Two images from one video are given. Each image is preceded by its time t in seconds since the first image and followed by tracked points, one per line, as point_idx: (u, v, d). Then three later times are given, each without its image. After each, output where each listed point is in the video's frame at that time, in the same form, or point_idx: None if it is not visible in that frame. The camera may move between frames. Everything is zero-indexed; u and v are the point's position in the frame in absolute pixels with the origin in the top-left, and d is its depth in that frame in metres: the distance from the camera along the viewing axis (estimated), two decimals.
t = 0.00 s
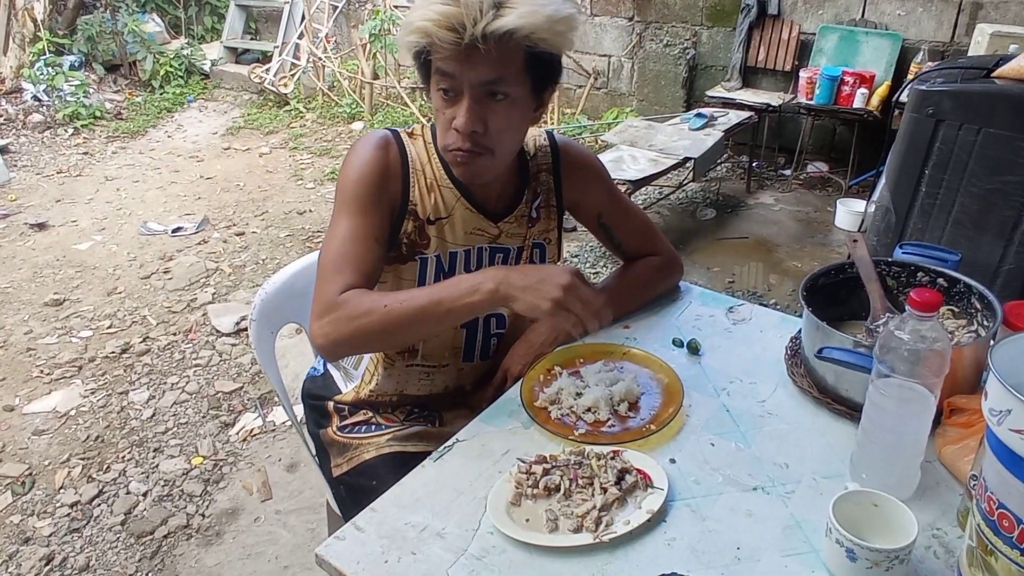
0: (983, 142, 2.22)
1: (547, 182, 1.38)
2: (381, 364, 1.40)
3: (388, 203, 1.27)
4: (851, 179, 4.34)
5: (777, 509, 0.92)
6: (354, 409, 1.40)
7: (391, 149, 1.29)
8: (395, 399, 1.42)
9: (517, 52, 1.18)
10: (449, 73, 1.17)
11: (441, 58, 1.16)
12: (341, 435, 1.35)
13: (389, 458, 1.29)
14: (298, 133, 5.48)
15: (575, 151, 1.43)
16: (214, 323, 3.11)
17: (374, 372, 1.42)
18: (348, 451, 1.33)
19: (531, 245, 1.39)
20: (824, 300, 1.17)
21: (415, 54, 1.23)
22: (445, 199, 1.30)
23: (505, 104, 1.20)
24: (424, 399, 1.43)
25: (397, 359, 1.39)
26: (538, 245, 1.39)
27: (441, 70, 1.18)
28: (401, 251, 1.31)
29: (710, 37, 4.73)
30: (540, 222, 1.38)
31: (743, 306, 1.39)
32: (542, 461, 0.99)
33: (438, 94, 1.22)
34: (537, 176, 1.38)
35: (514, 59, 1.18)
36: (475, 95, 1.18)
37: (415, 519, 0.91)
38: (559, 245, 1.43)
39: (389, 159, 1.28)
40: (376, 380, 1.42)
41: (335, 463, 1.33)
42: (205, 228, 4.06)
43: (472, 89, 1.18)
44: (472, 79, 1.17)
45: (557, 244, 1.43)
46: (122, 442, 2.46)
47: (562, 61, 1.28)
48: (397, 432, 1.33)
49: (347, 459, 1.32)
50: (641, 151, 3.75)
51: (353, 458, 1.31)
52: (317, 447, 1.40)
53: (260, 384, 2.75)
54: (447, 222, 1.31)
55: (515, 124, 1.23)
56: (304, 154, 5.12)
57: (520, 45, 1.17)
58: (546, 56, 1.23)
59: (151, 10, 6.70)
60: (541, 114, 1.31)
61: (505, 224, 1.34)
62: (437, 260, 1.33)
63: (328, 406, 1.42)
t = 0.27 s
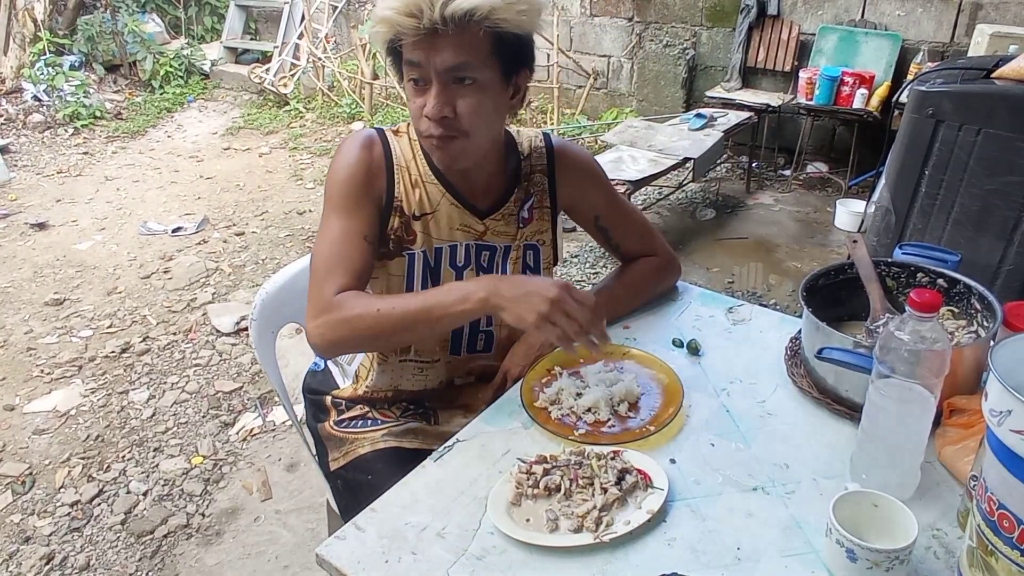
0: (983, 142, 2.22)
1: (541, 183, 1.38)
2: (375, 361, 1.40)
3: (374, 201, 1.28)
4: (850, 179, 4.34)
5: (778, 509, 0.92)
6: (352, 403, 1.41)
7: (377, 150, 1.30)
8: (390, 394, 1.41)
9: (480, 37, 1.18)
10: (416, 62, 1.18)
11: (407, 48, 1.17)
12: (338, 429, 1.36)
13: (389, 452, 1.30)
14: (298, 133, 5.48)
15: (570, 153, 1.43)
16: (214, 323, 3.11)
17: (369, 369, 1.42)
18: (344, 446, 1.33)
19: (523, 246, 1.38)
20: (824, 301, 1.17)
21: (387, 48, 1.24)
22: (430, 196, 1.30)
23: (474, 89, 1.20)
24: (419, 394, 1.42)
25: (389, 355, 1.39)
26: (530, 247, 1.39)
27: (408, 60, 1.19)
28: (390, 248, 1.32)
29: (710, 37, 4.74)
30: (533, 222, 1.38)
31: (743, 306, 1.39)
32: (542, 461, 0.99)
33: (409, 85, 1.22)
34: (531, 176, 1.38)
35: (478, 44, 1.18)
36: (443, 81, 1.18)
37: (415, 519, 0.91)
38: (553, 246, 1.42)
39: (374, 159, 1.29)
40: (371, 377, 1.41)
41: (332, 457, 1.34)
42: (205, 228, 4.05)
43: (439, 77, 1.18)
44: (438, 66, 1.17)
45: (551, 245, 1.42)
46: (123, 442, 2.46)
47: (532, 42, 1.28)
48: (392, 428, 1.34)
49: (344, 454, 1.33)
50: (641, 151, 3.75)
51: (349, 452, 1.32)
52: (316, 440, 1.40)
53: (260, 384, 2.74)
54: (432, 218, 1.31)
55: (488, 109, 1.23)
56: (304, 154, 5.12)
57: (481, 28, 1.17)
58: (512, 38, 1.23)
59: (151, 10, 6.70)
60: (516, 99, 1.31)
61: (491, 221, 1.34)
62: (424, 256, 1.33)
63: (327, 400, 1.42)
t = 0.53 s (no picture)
0: (985, 143, 2.22)
1: (534, 182, 1.39)
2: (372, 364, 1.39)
3: (362, 204, 1.28)
4: (852, 180, 4.33)
5: (778, 510, 0.92)
6: (350, 409, 1.41)
7: (363, 152, 1.30)
8: (387, 397, 1.41)
9: (478, 19, 1.19)
10: (413, 46, 1.18)
11: (405, 34, 1.17)
12: (337, 435, 1.36)
13: (388, 459, 1.30)
14: (299, 132, 5.48)
15: (563, 152, 1.43)
16: (215, 322, 3.11)
17: (365, 372, 1.41)
18: (344, 451, 1.34)
19: (514, 244, 1.38)
20: (825, 302, 1.17)
21: (379, 37, 1.24)
22: (420, 194, 1.30)
23: (474, 71, 1.20)
24: (415, 395, 1.42)
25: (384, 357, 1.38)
26: (521, 245, 1.39)
27: (405, 46, 1.19)
28: (380, 249, 1.32)
29: (711, 37, 4.73)
30: (525, 221, 1.39)
31: (744, 307, 1.38)
32: (543, 461, 0.99)
33: (405, 74, 1.21)
34: (523, 175, 1.38)
35: (476, 26, 1.19)
36: (442, 64, 1.19)
37: (416, 519, 0.92)
38: (545, 245, 1.42)
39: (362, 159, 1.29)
40: (368, 380, 1.41)
41: (332, 462, 1.34)
42: (206, 227, 4.05)
43: (439, 59, 1.18)
44: (438, 48, 1.17)
45: (543, 243, 1.42)
46: (123, 440, 2.46)
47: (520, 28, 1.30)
48: (390, 432, 1.34)
49: (343, 460, 1.33)
50: (642, 151, 3.75)
51: (349, 458, 1.32)
52: (315, 445, 1.39)
53: (260, 383, 2.74)
54: (422, 217, 1.31)
55: (486, 92, 1.23)
56: (305, 153, 5.12)
57: (478, 9, 1.19)
58: (505, 21, 1.24)
59: (152, 9, 6.70)
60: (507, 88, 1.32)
61: (483, 218, 1.34)
62: (414, 255, 1.33)
63: (324, 407, 1.42)
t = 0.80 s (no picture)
0: (986, 144, 2.22)
1: (533, 182, 1.38)
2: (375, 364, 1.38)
3: (357, 206, 1.29)
4: (852, 181, 4.33)
5: (778, 511, 0.92)
6: (352, 403, 1.41)
7: (355, 154, 1.30)
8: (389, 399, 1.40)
9: (458, 15, 1.19)
10: (395, 44, 1.18)
11: (387, 33, 1.18)
12: (340, 430, 1.36)
13: (394, 451, 1.30)
14: (299, 131, 5.47)
15: (564, 152, 1.43)
16: (214, 320, 3.11)
17: (369, 371, 1.40)
18: (346, 446, 1.34)
19: (514, 245, 1.38)
20: (825, 303, 1.17)
21: (368, 36, 1.26)
22: (413, 194, 1.30)
23: (454, 67, 1.19)
24: (418, 395, 1.41)
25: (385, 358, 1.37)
26: (522, 246, 1.39)
27: (388, 45, 1.19)
28: (372, 251, 1.32)
29: (712, 38, 4.73)
30: (525, 221, 1.38)
31: (744, 308, 1.38)
32: (542, 461, 0.99)
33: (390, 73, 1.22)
34: (523, 174, 1.37)
35: (456, 22, 1.18)
36: (422, 61, 1.18)
37: (415, 518, 0.91)
38: (547, 245, 1.42)
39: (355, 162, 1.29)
40: (372, 379, 1.40)
41: (335, 457, 1.35)
42: (206, 225, 4.05)
43: (419, 57, 1.18)
44: (418, 45, 1.17)
45: (545, 243, 1.41)
46: (123, 438, 2.46)
47: (511, 21, 1.28)
48: (393, 428, 1.34)
49: (346, 455, 1.33)
50: (643, 151, 3.74)
51: (350, 453, 1.33)
52: (317, 441, 1.40)
53: (260, 381, 2.74)
54: (416, 218, 1.31)
55: (470, 89, 1.22)
56: (304, 152, 5.12)
57: (458, 5, 1.18)
58: (490, 16, 1.23)
59: (153, 7, 6.69)
60: (497, 84, 1.31)
61: (478, 218, 1.34)
62: (409, 256, 1.33)
63: (326, 401, 1.42)
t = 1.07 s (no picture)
0: (986, 147, 2.22)
1: (538, 183, 1.39)
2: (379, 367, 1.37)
3: (346, 207, 1.29)
4: (852, 183, 4.33)
5: (778, 513, 0.92)
6: (351, 406, 1.40)
7: (359, 154, 1.30)
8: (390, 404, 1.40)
9: (454, 19, 1.18)
10: (391, 49, 1.19)
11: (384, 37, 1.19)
12: (338, 432, 1.36)
13: (394, 457, 1.30)
14: (299, 131, 5.48)
15: (568, 153, 1.42)
16: (214, 320, 3.11)
17: (371, 375, 1.39)
18: (344, 449, 1.34)
19: (519, 247, 1.38)
20: (825, 305, 1.17)
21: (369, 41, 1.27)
22: (417, 199, 1.30)
23: (450, 71, 1.19)
24: (418, 399, 1.41)
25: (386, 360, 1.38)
26: (528, 248, 1.39)
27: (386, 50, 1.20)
28: (372, 254, 1.32)
29: (712, 39, 4.73)
30: (530, 224, 1.38)
31: (743, 310, 1.38)
32: (542, 462, 0.99)
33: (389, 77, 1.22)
34: (527, 176, 1.37)
35: (452, 26, 1.18)
36: (418, 65, 1.18)
37: (414, 519, 0.91)
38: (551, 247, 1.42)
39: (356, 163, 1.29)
40: (373, 383, 1.39)
41: (333, 459, 1.34)
42: (207, 225, 4.05)
43: (414, 61, 1.18)
44: (413, 49, 1.17)
45: (548, 246, 1.42)
46: (123, 438, 2.45)
47: (511, 20, 1.28)
48: (393, 431, 1.33)
49: (344, 458, 1.33)
50: (643, 153, 3.74)
51: (349, 456, 1.33)
52: (316, 443, 1.40)
53: (260, 381, 2.74)
54: (418, 222, 1.31)
55: (468, 93, 1.21)
56: (305, 153, 5.12)
57: (452, 7, 1.18)
58: (487, 18, 1.22)
59: (153, 7, 6.70)
60: (500, 87, 1.30)
61: (483, 222, 1.34)
62: (410, 260, 1.33)
63: (325, 403, 1.42)
